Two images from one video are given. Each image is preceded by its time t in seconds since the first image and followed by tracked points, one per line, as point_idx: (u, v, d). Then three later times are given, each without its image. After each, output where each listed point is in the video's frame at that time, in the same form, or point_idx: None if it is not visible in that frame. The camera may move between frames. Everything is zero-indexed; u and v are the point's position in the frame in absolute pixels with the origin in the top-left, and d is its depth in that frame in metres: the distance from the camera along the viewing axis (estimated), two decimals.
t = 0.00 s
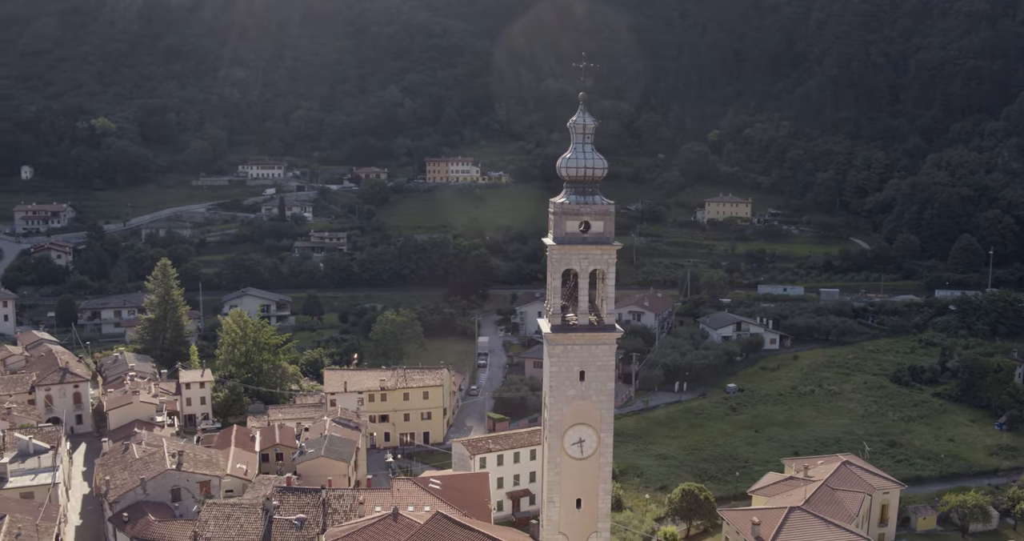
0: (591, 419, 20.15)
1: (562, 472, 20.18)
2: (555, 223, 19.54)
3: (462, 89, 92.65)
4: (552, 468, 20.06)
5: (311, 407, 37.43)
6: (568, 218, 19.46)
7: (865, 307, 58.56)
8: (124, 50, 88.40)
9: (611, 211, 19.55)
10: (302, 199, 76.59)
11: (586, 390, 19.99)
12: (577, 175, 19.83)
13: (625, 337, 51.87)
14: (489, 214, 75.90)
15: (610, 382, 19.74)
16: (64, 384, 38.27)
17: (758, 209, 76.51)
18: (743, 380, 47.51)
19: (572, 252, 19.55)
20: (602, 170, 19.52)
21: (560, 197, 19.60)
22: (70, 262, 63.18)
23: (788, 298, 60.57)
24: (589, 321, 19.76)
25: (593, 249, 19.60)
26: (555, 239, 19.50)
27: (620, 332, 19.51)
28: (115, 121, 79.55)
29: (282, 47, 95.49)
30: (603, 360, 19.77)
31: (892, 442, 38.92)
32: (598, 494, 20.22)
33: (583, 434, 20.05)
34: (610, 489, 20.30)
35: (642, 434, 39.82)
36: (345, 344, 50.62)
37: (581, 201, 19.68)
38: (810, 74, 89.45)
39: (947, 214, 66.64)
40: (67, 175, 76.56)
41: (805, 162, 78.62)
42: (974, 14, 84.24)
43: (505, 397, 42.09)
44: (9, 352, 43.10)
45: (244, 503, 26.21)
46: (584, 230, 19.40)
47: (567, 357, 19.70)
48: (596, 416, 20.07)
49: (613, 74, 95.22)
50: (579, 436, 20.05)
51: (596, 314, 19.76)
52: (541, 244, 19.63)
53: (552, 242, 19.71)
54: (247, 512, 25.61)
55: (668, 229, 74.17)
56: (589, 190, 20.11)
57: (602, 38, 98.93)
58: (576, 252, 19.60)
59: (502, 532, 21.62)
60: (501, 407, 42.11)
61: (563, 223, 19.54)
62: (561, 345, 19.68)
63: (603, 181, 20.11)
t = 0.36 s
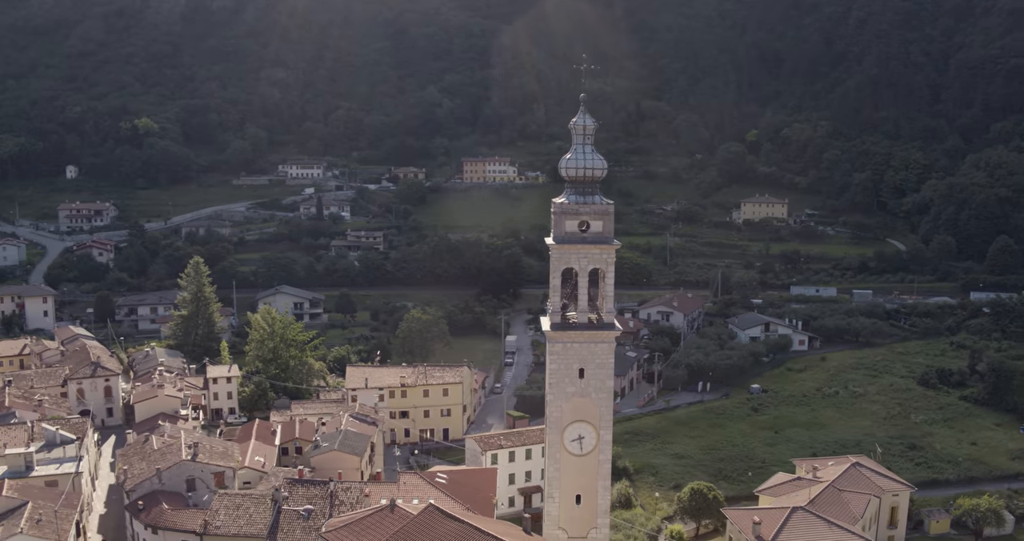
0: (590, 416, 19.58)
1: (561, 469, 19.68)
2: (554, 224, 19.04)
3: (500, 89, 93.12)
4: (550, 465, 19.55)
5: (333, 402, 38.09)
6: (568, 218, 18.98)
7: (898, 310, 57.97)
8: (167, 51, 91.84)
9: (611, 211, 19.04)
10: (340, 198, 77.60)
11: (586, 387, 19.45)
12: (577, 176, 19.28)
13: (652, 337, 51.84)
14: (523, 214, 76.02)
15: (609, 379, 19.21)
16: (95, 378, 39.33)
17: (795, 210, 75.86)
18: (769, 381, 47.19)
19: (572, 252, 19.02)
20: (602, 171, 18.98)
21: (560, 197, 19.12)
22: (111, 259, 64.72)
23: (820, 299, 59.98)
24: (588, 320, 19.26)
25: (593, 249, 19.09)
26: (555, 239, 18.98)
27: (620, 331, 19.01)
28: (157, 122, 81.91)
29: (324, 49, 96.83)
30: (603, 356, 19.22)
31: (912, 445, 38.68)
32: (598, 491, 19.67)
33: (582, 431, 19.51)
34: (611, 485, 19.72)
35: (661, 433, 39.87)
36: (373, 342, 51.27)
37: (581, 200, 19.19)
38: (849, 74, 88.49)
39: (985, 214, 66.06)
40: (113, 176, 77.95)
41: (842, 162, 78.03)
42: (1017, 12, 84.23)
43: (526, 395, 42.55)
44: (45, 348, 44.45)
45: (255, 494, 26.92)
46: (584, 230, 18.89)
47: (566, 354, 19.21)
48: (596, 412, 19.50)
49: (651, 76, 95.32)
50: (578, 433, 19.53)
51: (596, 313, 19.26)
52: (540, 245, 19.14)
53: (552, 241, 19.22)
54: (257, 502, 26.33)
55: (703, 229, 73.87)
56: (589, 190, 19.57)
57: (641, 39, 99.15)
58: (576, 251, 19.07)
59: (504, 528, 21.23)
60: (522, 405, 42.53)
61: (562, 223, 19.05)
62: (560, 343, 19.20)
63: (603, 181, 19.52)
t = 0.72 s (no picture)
0: (590, 415, 20.44)
1: (562, 465, 20.54)
2: (554, 223, 19.78)
3: (537, 89, 93.36)
4: (551, 462, 20.45)
5: (354, 399, 38.79)
6: (568, 218, 19.78)
7: (930, 312, 57.46)
8: (210, 53, 93.71)
9: (611, 212, 19.75)
10: (378, 198, 78.62)
11: (586, 386, 20.29)
12: (578, 177, 20.04)
13: (678, 336, 51.65)
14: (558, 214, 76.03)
15: (609, 378, 20.04)
16: (125, 373, 40.24)
17: (831, 211, 75.22)
18: (794, 382, 46.90)
19: (571, 251, 19.79)
20: (602, 171, 19.73)
21: (560, 197, 19.89)
22: (151, 258, 66.15)
23: (851, 301, 59.37)
24: (588, 318, 19.97)
25: (592, 248, 19.77)
26: (555, 239, 19.78)
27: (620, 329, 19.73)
28: (199, 122, 83.63)
29: (365, 51, 97.83)
30: (601, 356, 20.01)
31: (932, 448, 38.39)
32: (597, 487, 20.52)
33: (582, 428, 20.36)
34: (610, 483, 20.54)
35: (679, 433, 39.91)
36: (401, 339, 51.94)
37: (581, 201, 19.93)
38: (889, 72, 88.25)
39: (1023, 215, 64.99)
40: (153, 174, 80.36)
41: (880, 163, 77.30)
42: None
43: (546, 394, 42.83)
44: (79, 343, 45.61)
45: (266, 485, 27.55)
46: (584, 230, 19.65)
47: (566, 352, 20.01)
48: (596, 411, 20.32)
49: (689, 76, 94.79)
50: (577, 431, 20.39)
51: (595, 311, 19.97)
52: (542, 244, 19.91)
53: (552, 241, 19.99)
54: (267, 493, 26.94)
55: (738, 230, 73.47)
56: (590, 190, 20.26)
57: (680, 39, 98.78)
58: (576, 250, 19.83)
59: (500, 521, 22.07)
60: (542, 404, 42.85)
61: (563, 223, 19.81)
62: (560, 342, 20.02)
63: (604, 182, 20.26)
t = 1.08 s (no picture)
0: (591, 412, 20.58)
1: (562, 462, 20.67)
2: (554, 223, 20.02)
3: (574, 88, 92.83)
4: (552, 457, 20.61)
5: (374, 394, 39.45)
6: (568, 218, 20.03)
7: (962, 315, 56.79)
8: (251, 53, 95.44)
9: (610, 212, 20.03)
10: (414, 198, 79.40)
11: (586, 383, 20.44)
12: (578, 177, 20.25)
13: (704, 337, 51.49)
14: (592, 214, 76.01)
15: (608, 376, 20.15)
16: (154, 367, 41.08)
17: (867, 211, 74.48)
18: (817, 383, 46.68)
19: (571, 250, 19.99)
20: (602, 172, 19.95)
21: (560, 197, 20.15)
22: (190, 256, 67.36)
23: (883, 302, 58.75)
24: (588, 317, 20.18)
25: (592, 248, 20.00)
26: (555, 238, 19.95)
27: (619, 328, 19.90)
28: (240, 122, 85.15)
29: (404, 52, 98.82)
30: (600, 354, 20.16)
31: (952, 451, 38.11)
32: (597, 484, 20.61)
33: (582, 426, 20.50)
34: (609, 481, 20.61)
35: (697, 433, 39.93)
36: (428, 338, 52.43)
37: (582, 201, 20.19)
38: (928, 72, 87.56)
39: None
40: (195, 174, 82.04)
41: (917, 164, 76.63)
42: None
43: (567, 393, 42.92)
44: (113, 338, 46.70)
45: (276, 477, 28.22)
46: (584, 230, 19.89)
47: (567, 350, 20.19)
48: (596, 408, 20.44)
49: (727, 75, 94.13)
50: (578, 428, 20.51)
51: (595, 310, 20.19)
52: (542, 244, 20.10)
53: (553, 241, 20.20)
54: (276, 485, 27.61)
55: (773, 230, 72.90)
56: (589, 191, 20.50)
57: (718, 38, 98.42)
58: (575, 250, 20.05)
59: (496, 517, 22.32)
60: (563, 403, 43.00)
61: (563, 223, 20.08)
62: (560, 339, 20.20)
63: (604, 183, 20.50)
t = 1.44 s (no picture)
0: (591, 409, 20.58)
1: (562, 458, 20.70)
2: (555, 224, 19.89)
3: (611, 89, 92.91)
4: (553, 454, 20.65)
5: (394, 390, 40.09)
6: (568, 218, 19.85)
7: (995, 316, 56.03)
8: (291, 54, 97.00)
9: (610, 212, 19.74)
10: (450, 198, 79.96)
11: (586, 381, 20.44)
12: (579, 177, 20.01)
13: (730, 338, 51.32)
14: (626, 215, 75.97)
15: (609, 374, 20.14)
16: (182, 362, 42.18)
17: (904, 212, 73.64)
18: (841, 385, 46.39)
19: (572, 249, 19.82)
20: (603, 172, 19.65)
21: (561, 198, 19.96)
22: (227, 254, 68.50)
23: (916, 304, 58.11)
24: (588, 316, 20.11)
25: (591, 247, 19.82)
26: (555, 239, 19.79)
27: (619, 328, 19.83)
28: (279, 122, 86.57)
29: (442, 52, 99.64)
30: (600, 353, 20.16)
31: (973, 455, 37.76)
32: (597, 481, 20.65)
33: (582, 422, 20.52)
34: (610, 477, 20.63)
35: (715, 433, 39.86)
36: (454, 336, 52.80)
37: (582, 201, 19.94)
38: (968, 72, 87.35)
39: None
40: (234, 173, 83.57)
41: (955, 164, 75.89)
42: None
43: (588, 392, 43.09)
44: (145, 334, 47.95)
45: (287, 470, 28.82)
46: (584, 230, 19.71)
47: (566, 348, 20.20)
48: (596, 405, 20.44)
49: (765, 75, 93.56)
50: (578, 425, 20.53)
51: (595, 309, 20.09)
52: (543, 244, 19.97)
53: (553, 240, 20.06)
54: (287, 477, 28.20)
55: (807, 231, 72.20)
56: (590, 190, 20.25)
57: (756, 38, 97.95)
58: (575, 250, 19.89)
59: (489, 510, 22.57)
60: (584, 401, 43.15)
61: (563, 223, 19.93)
62: (560, 337, 20.19)
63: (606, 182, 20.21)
